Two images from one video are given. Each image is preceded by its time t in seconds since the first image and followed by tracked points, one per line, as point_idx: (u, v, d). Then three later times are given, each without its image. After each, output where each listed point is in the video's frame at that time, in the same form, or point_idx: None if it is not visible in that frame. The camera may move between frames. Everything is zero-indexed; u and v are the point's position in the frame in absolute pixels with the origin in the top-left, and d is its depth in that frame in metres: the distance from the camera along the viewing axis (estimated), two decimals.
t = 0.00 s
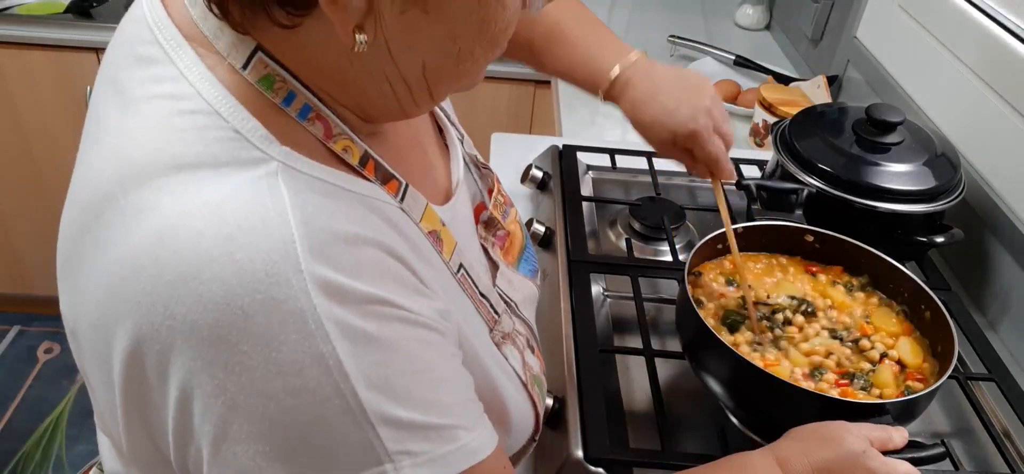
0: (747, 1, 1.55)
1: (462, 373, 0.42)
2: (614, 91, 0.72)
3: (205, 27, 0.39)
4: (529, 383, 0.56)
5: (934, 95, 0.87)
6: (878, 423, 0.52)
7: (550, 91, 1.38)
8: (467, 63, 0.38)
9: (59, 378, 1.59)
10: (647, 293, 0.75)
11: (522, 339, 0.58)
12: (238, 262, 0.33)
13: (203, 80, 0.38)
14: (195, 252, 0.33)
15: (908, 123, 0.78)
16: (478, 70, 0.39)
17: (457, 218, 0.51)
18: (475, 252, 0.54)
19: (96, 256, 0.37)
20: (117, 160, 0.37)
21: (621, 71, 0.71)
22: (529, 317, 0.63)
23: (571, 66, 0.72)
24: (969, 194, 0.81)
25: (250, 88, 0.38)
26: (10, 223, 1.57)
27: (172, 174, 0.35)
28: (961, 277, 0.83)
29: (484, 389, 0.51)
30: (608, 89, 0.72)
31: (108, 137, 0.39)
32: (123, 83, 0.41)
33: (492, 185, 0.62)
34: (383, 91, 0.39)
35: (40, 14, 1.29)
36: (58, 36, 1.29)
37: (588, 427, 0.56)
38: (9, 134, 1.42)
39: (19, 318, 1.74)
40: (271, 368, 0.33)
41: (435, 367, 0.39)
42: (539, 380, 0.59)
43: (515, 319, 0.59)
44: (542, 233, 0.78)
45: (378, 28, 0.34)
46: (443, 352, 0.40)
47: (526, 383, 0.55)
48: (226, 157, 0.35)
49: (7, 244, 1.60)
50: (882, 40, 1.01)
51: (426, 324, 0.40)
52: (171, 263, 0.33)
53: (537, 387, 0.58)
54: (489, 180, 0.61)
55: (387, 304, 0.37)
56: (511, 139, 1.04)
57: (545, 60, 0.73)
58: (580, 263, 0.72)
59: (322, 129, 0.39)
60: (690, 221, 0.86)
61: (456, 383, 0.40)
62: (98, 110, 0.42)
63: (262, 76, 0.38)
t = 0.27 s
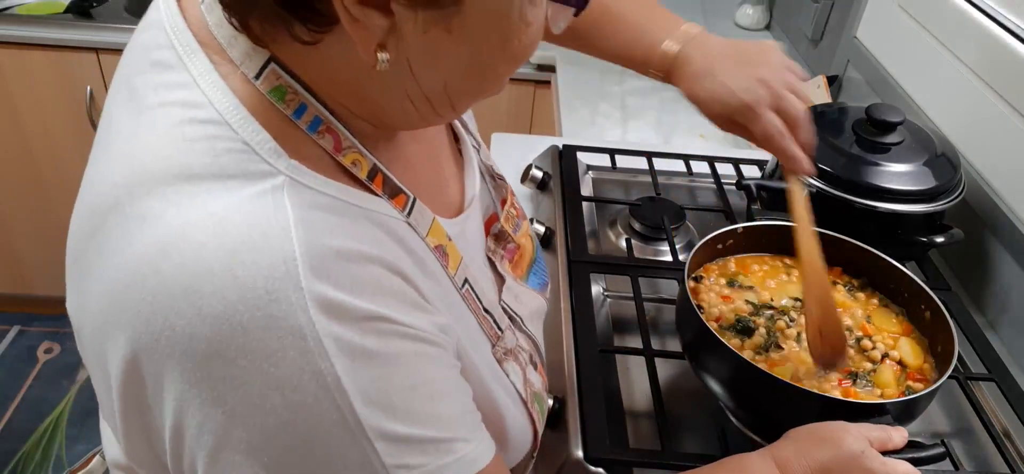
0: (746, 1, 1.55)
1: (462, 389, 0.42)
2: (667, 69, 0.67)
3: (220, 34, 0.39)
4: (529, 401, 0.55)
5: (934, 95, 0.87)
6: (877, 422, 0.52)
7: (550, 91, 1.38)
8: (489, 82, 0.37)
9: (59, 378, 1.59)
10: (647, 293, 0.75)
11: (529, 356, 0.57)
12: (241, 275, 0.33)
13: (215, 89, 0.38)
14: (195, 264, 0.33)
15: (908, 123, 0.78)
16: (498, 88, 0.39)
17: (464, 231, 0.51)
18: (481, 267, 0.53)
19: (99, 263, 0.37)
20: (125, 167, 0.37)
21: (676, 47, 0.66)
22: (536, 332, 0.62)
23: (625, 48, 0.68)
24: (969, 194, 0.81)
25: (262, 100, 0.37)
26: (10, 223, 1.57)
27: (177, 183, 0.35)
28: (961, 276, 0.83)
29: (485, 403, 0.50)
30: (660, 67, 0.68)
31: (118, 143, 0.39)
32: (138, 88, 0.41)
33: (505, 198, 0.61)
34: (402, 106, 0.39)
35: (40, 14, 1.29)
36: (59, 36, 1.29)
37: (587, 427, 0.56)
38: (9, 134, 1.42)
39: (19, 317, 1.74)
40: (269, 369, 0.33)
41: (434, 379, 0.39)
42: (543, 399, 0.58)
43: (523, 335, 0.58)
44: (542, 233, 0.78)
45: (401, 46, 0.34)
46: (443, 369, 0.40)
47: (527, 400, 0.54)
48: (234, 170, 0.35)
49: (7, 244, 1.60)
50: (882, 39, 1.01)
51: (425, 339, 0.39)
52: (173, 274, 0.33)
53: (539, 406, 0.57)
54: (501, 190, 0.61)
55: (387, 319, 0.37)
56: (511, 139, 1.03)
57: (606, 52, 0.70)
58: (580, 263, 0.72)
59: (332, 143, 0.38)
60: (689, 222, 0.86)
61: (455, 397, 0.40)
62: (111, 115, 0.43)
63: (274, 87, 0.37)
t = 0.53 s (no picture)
0: (746, 1, 1.55)
1: (461, 397, 0.42)
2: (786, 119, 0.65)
3: (246, 36, 0.39)
4: (530, 417, 0.55)
5: (934, 95, 0.87)
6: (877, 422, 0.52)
7: (550, 91, 1.38)
8: (515, 93, 0.38)
9: (59, 378, 1.59)
10: (646, 293, 0.75)
11: (534, 370, 0.57)
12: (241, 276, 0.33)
13: (235, 90, 0.38)
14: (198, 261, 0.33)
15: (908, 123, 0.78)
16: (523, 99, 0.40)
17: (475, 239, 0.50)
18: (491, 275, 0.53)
19: (105, 256, 0.38)
20: (140, 159, 0.38)
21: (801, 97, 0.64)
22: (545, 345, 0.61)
23: (739, 95, 0.65)
24: (969, 194, 0.81)
25: (279, 102, 0.37)
26: (10, 223, 1.57)
27: (186, 180, 0.35)
28: (961, 277, 0.83)
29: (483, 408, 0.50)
30: (781, 119, 0.65)
31: (136, 134, 0.40)
32: (162, 81, 0.42)
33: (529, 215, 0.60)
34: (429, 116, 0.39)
35: (40, 14, 1.29)
36: (59, 36, 1.29)
37: (587, 427, 0.56)
38: (10, 134, 1.42)
39: (19, 317, 1.74)
40: (268, 369, 0.33)
41: (432, 391, 0.39)
42: (544, 413, 0.57)
43: (528, 348, 0.57)
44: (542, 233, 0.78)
45: (433, 60, 0.34)
46: (443, 378, 0.40)
47: (526, 414, 0.54)
48: (244, 171, 0.35)
49: (7, 244, 1.60)
50: (882, 39, 1.01)
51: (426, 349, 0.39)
52: (175, 269, 0.33)
53: (539, 420, 0.56)
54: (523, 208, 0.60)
55: (390, 331, 0.37)
56: (511, 138, 1.03)
57: (718, 96, 0.66)
58: (580, 263, 0.72)
59: (347, 149, 0.39)
60: (689, 222, 0.86)
61: (453, 404, 0.40)
62: (134, 107, 0.43)
63: (293, 91, 0.37)
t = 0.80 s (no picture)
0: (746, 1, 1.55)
1: (465, 404, 0.42)
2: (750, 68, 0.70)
3: (245, 41, 0.39)
4: (535, 414, 0.54)
5: (934, 95, 0.87)
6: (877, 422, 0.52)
7: (550, 91, 1.38)
8: (517, 96, 0.38)
9: (59, 378, 1.59)
10: (647, 293, 0.75)
11: (538, 368, 0.57)
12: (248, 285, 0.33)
13: (236, 97, 0.38)
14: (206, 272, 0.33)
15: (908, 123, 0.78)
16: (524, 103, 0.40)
17: (477, 244, 0.50)
18: (493, 278, 0.52)
19: (112, 266, 0.38)
20: (144, 169, 0.38)
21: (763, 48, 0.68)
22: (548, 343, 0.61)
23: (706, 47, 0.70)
24: (969, 194, 0.81)
25: (280, 110, 0.37)
26: (11, 223, 1.57)
27: (191, 189, 0.35)
28: (961, 277, 0.83)
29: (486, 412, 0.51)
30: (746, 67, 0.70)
31: (139, 144, 0.40)
32: (162, 90, 0.42)
33: (525, 208, 0.60)
34: (431, 121, 0.39)
35: (40, 14, 1.29)
36: (59, 36, 1.29)
37: (587, 428, 0.56)
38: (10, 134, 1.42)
39: (19, 317, 1.74)
40: (269, 370, 0.33)
41: (436, 397, 0.39)
42: (549, 411, 0.57)
43: (532, 347, 0.57)
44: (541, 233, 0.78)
45: (438, 67, 0.34)
46: (447, 384, 0.40)
47: (532, 413, 0.54)
48: (248, 180, 0.35)
49: (7, 244, 1.60)
50: (882, 39, 1.01)
51: (430, 355, 0.39)
52: (183, 280, 0.33)
53: (544, 417, 0.56)
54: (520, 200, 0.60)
55: (394, 337, 0.37)
56: (511, 139, 1.03)
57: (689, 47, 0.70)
58: (580, 263, 0.72)
59: (349, 156, 0.38)
60: (689, 222, 0.86)
61: (456, 411, 0.40)
62: (135, 115, 0.43)
63: (294, 98, 0.37)
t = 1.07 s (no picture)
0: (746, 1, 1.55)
1: (467, 408, 0.42)
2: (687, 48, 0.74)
3: (245, 44, 0.39)
4: (534, 417, 0.55)
5: (934, 95, 0.87)
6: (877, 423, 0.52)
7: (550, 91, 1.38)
8: (521, 99, 0.38)
9: (59, 378, 1.59)
10: (647, 293, 0.75)
11: (537, 370, 0.57)
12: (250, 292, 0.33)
13: (237, 101, 0.38)
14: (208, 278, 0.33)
15: (907, 123, 0.78)
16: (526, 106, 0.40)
17: (478, 248, 0.50)
18: (494, 281, 0.53)
19: (113, 270, 0.38)
20: (144, 174, 0.38)
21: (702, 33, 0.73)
22: (546, 344, 0.61)
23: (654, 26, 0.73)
24: (969, 194, 0.81)
25: (282, 114, 0.37)
26: (11, 223, 1.57)
27: (192, 197, 0.35)
28: (961, 277, 0.83)
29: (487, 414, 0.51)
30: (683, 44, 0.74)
31: (137, 148, 0.40)
32: (161, 93, 0.41)
33: (522, 209, 0.61)
34: (434, 124, 0.39)
35: (40, 14, 1.29)
36: (58, 36, 1.29)
37: (588, 428, 0.56)
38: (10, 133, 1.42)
39: (20, 317, 1.74)
40: (269, 371, 0.33)
41: (438, 399, 0.39)
42: (548, 413, 0.57)
43: (531, 349, 0.57)
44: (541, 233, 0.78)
45: (445, 70, 0.35)
46: (449, 388, 0.40)
47: (531, 415, 0.54)
48: (250, 184, 0.35)
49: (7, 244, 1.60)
50: (881, 39, 1.01)
51: (432, 360, 0.39)
52: (185, 286, 0.33)
53: (544, 419, 0.56)
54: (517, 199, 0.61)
55: (397, 342, 0.37)
56: (511, 139, 1.03)
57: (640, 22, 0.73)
58: (580, 263, 0.72)
59: (351, 159, 0.38)
60: (689, 222, 0.86)
61: (458, 415, 0.40)
62: (133, 118, 0.43)
63: (295, 102, 0.37)
